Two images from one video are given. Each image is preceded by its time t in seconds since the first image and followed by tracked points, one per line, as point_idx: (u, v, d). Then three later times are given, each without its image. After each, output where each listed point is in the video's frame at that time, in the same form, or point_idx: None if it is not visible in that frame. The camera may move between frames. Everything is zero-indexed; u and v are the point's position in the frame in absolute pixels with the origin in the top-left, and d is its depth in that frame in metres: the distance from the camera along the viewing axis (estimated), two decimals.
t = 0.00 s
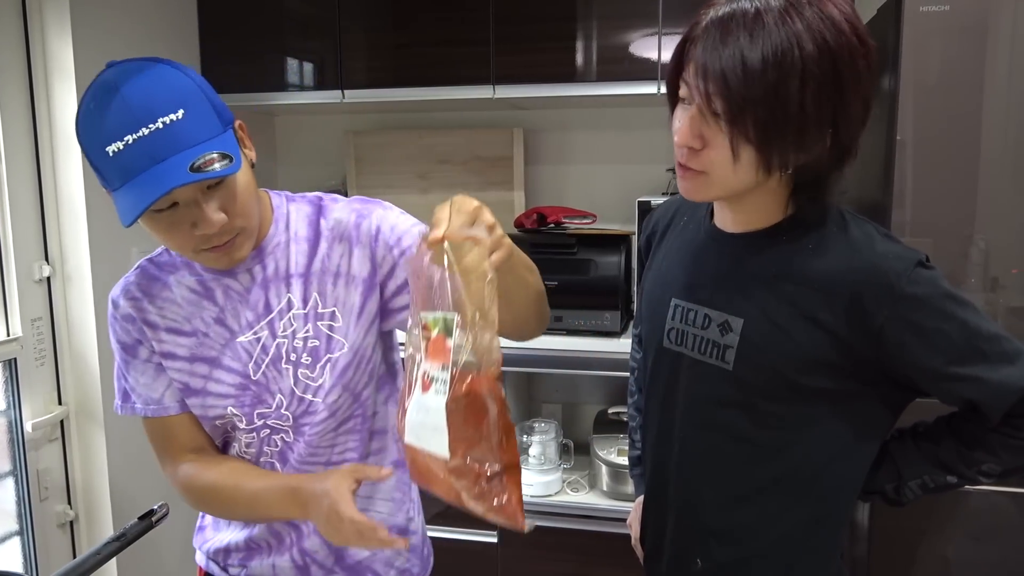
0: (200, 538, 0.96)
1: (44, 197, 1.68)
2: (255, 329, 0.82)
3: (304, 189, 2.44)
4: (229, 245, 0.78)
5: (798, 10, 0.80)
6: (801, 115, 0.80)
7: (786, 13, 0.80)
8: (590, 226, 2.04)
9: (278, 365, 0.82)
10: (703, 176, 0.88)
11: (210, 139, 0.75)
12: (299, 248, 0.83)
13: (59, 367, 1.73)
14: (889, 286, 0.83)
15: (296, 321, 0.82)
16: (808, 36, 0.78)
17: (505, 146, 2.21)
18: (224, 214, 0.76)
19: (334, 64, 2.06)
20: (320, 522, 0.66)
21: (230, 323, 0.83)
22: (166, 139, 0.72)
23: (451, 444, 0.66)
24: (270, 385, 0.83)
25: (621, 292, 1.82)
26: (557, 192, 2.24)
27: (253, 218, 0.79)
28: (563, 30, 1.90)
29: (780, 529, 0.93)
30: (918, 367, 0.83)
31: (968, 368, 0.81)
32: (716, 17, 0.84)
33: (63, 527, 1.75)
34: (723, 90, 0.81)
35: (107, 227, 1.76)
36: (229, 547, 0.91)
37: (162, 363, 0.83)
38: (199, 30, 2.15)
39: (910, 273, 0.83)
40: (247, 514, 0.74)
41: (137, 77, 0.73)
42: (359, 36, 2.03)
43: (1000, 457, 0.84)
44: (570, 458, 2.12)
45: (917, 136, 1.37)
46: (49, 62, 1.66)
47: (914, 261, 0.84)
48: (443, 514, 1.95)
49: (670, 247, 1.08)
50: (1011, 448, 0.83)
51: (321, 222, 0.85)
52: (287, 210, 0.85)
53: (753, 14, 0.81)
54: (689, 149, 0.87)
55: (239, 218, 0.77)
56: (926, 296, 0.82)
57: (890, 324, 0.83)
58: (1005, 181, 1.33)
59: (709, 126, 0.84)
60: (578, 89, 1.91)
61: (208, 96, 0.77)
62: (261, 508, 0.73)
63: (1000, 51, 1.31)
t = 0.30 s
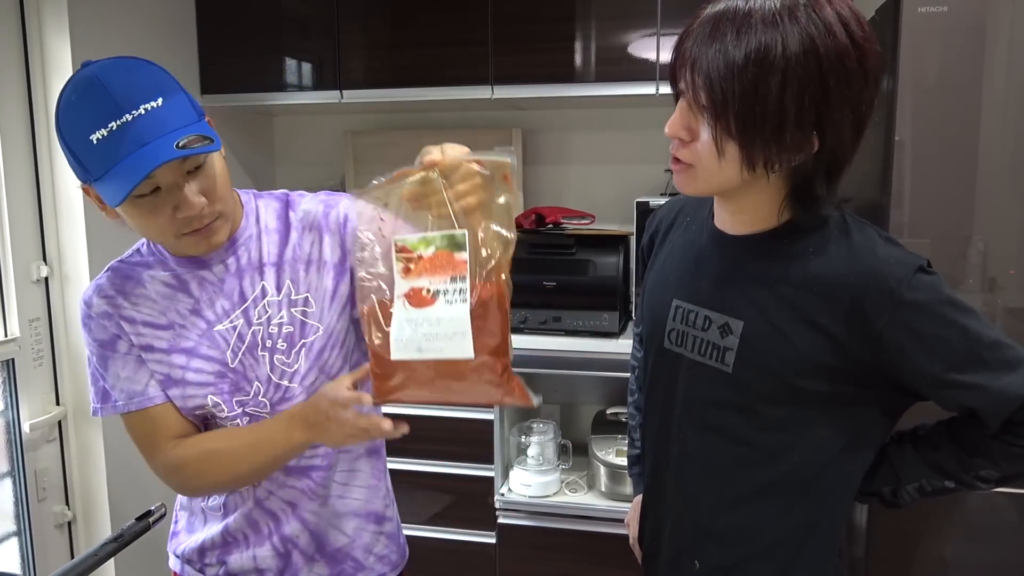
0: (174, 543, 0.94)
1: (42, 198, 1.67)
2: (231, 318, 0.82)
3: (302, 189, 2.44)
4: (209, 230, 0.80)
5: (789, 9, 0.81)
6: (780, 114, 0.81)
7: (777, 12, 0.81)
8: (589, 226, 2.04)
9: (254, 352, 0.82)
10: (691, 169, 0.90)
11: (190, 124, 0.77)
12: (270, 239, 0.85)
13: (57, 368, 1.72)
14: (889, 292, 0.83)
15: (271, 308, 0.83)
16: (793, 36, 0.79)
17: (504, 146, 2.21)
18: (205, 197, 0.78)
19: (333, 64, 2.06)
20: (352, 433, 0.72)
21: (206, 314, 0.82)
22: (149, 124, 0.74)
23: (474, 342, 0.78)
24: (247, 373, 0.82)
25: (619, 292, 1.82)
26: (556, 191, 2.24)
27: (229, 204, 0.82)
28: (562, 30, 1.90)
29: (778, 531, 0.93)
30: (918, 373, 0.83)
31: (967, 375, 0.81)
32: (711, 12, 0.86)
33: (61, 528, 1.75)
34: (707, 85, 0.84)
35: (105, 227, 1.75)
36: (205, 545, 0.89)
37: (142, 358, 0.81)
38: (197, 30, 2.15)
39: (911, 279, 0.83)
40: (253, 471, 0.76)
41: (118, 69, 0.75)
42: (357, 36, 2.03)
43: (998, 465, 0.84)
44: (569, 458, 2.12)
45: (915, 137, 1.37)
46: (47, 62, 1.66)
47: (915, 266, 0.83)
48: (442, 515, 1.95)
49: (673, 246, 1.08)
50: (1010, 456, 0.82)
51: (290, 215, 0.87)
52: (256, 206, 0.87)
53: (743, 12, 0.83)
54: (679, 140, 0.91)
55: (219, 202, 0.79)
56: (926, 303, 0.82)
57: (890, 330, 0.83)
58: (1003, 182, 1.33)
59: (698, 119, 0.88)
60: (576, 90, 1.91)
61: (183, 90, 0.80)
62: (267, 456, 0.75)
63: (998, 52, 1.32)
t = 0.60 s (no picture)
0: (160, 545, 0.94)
1: (39, 202, 1.67)
2: (218, 308, 0.84)
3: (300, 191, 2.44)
4: (196, 217, 0.82)
5: (774, 10, 0.81)
6: (766, 113, 0.81)
7: (764, 12, 0.82)
8: (588, 226, 2.05)
9: (240, 342, 0.85)
10: (685, 166, 0.91)
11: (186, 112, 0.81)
12: (255, 234, 0.88)
13: (55, 372, 1.72)
14: (885, 293, 0.83)
15: (256, 298, 0.85)
16: (779, 36, 0.80)
17: (502, 147, 2.21)
18: (196, 183, 0.81)
19: (330, 65, 2.06)
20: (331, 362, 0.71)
21: (193, 305, 0.84)
22: (148, 107, 0.77)
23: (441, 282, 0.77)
24: (234, 363, 0.85)
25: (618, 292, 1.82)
26: (554, 192, 2.24)
27: (219, 193, 0.85)
28: (559, 31, 1.90)
29: (776, 532, 0.93)
30: (916, 376, 0.83)
31: (965, 378, 0.80)
32: (700, 13, 0.87)
33: (60, 531, 1.75)
34: (696, 86, 0.85)
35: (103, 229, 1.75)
36: (188, 545, 0.89)
37: (131, 348, 0.81)
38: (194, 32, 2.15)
39: (907, 280, 0.82)
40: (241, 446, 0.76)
41: (118, 62, 0.79)
42: (355, 38, 2.03)
43: (997, 466, 0.83)
44: (568, 459, 2.12)
45: (913, 136, 1.37)
46: (43, 65, 1.65)
47: (912, 268, 0.83)
48: (442, 516, 1.95)
49: (673, 247, 1.09)
50: (1008, 457, 0.82)
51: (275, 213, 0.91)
52: (241, 205, 0.90)
53: (731, 12, 0.84)
54: (677, 139, 0.91)
55: (209, 190, 0.83)
56: (922, 304, 0.81)
57: (886, 332, 0.83)
58: (1000, 181, 1.33)
59: (691, 119, 0.89)
60: (574, 90, 1.91)
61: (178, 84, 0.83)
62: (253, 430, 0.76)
63: (995, 51, 1.31)
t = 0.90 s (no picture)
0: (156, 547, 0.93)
1: (38, 204, 1.67)
2: (218, 300, 0.88)
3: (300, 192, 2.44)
4: (203, 192, 0.86)
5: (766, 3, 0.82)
6: (756, 106, 0.82)
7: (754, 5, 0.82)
8: (587, 227, 2.04)
9: (238, 334, 0.88)
10: (680, 160, 0.92)
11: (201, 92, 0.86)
12: (255, 232, 0.93)
13: (55, 375, 1.72)
14: (879, 291, 0.83)
15: (255, 291, 0.90)
16: (769, 29, 0.80)
17: (501, 148, 2.21)
18: (206, 158, 0.86)
19: (329, 66, 2.05)
20: (340, 312, 0.73)
21: (194, 296, 0.88)
22: (166, 81, 0.83)
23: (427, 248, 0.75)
24: (231, 354, 0.88)
25: (617, 293, 1.82)
26: (554, 193, 2.24)
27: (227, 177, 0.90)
28: (558, 32, 1.90)
29: (775, 534, 0.93)
30: (912, 375, 0.83)
31: (962, 376, 0.80)
32: (695, 9, 0.88)
33: (60, 534, 1.75)
34: (689, 80, 0.86)
35: (102, 231, 1.75)
36: (184, 541, 0.88)
37: (130, 333, 0.84)
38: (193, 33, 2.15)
39: (901, 279, 0.82)
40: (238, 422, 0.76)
41: (148, 53, 0.87)
42: (354, 39, 2.03)
43: (996, 465, 0.83)
44: (569, 460, 2.12)
45: (912, 136, 1.37)
46: (43, 67, 1.65)
47: (906, 266, 0.83)
48: (442, 518, 1.94)
49: (668, 248, 1.09)
50: (1007, 455, 0.82)
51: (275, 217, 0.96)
52: (243, 208, 0.95)
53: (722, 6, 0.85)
54: (671, 134, 0.92)
55: (218, 168, 0.88)
56: (916, 302, 0.81)
57: (881, 331, 0.83)
58: (1000, 180, 1.33)
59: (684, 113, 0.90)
60: (573, 91, 1.91)
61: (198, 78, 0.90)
62: (251, 404, 0.76)
63: (994, 50, 1.31)
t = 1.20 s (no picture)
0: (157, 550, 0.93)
1: (39, 205, 1.67)
2: (232, 292, 0.90)
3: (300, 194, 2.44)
4: (229, 171, 0.87)
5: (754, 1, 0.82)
6: (745, 102, 0.83)
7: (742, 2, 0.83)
8: (588, 227, 2.04)
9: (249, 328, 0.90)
10: (676, 159, 0.93)
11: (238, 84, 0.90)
12: (273, 233, 0.95)
13: (57, 377, 1.72)
14: (880, 289, 0.82)
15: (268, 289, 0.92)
16: (756, 26, 0.81)
17: (501, 148, 2.21)
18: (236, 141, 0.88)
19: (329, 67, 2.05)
20: (332, 272, 0.73)
21: (209, 287, 0.89)
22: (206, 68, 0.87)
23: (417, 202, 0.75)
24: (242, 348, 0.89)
25: (619, 292, 1.82)
26: (555, 193, 2.24)
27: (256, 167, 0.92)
28: (558, 32, 1.90)
29: (779, 534, 0.92)
30: (914, 371, 0.82)
31: (964, 372, 0.80)
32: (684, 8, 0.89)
33: (63, 536, 1.75)
34: (679, 78, 0.87)
35: (103, 233, 1.75)
36: (189, 539, 0.87)
37: (141, 316, 0.85)
38: (193, 36, 2.15)
39: (902, 276, 0.82)
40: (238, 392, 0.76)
41: (189, 50, 0.91)
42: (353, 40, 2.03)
43: (999, 461, 0.83)
44: (571, 461, 2.12)
45: (913, 133, 1.36)
46: (43, 69, 1.65)
47: (907, 263, 0.83)
48: (445, 518, 1.94)
49: (667, 248, 1.09)
50: (1010, 451, 0.81)
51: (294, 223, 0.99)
52: (263, 210, 0.98)
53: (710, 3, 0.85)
54: (665, 133, 0.93)
55: (246, 154, 0.89)
56: (917, 299, 0.81)
57: (882, 327, 0.83)
58: (1002, 177, 1.33)
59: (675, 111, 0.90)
60: (573, 90, 1.91)
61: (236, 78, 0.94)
62: (251, 372, 0.76)
63: (994, 47, 1.31)
